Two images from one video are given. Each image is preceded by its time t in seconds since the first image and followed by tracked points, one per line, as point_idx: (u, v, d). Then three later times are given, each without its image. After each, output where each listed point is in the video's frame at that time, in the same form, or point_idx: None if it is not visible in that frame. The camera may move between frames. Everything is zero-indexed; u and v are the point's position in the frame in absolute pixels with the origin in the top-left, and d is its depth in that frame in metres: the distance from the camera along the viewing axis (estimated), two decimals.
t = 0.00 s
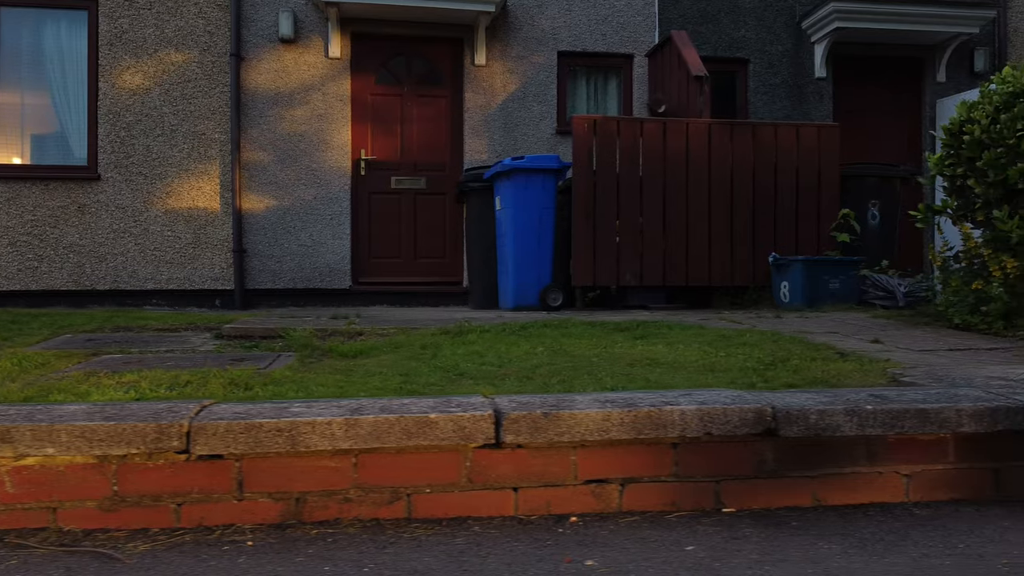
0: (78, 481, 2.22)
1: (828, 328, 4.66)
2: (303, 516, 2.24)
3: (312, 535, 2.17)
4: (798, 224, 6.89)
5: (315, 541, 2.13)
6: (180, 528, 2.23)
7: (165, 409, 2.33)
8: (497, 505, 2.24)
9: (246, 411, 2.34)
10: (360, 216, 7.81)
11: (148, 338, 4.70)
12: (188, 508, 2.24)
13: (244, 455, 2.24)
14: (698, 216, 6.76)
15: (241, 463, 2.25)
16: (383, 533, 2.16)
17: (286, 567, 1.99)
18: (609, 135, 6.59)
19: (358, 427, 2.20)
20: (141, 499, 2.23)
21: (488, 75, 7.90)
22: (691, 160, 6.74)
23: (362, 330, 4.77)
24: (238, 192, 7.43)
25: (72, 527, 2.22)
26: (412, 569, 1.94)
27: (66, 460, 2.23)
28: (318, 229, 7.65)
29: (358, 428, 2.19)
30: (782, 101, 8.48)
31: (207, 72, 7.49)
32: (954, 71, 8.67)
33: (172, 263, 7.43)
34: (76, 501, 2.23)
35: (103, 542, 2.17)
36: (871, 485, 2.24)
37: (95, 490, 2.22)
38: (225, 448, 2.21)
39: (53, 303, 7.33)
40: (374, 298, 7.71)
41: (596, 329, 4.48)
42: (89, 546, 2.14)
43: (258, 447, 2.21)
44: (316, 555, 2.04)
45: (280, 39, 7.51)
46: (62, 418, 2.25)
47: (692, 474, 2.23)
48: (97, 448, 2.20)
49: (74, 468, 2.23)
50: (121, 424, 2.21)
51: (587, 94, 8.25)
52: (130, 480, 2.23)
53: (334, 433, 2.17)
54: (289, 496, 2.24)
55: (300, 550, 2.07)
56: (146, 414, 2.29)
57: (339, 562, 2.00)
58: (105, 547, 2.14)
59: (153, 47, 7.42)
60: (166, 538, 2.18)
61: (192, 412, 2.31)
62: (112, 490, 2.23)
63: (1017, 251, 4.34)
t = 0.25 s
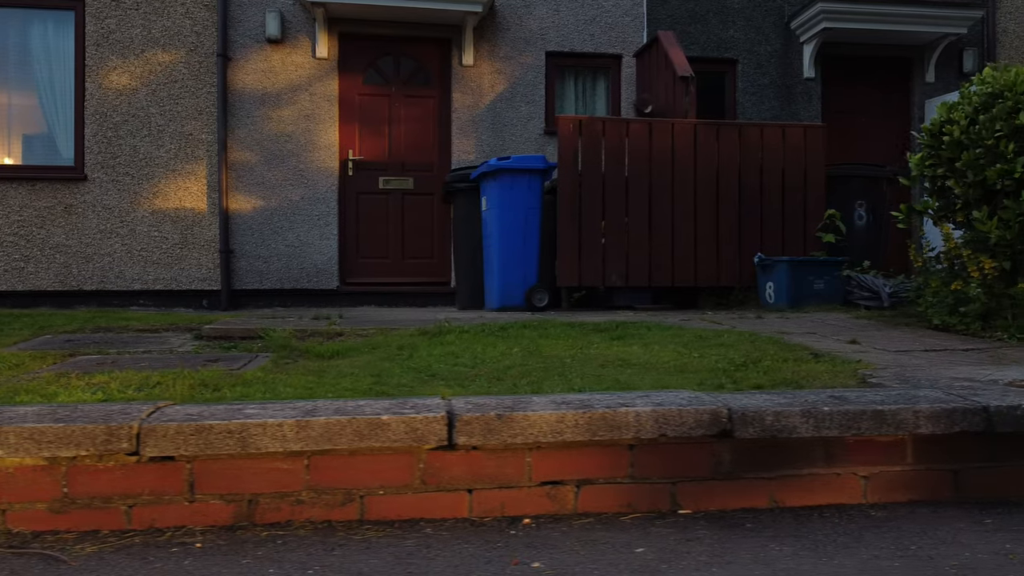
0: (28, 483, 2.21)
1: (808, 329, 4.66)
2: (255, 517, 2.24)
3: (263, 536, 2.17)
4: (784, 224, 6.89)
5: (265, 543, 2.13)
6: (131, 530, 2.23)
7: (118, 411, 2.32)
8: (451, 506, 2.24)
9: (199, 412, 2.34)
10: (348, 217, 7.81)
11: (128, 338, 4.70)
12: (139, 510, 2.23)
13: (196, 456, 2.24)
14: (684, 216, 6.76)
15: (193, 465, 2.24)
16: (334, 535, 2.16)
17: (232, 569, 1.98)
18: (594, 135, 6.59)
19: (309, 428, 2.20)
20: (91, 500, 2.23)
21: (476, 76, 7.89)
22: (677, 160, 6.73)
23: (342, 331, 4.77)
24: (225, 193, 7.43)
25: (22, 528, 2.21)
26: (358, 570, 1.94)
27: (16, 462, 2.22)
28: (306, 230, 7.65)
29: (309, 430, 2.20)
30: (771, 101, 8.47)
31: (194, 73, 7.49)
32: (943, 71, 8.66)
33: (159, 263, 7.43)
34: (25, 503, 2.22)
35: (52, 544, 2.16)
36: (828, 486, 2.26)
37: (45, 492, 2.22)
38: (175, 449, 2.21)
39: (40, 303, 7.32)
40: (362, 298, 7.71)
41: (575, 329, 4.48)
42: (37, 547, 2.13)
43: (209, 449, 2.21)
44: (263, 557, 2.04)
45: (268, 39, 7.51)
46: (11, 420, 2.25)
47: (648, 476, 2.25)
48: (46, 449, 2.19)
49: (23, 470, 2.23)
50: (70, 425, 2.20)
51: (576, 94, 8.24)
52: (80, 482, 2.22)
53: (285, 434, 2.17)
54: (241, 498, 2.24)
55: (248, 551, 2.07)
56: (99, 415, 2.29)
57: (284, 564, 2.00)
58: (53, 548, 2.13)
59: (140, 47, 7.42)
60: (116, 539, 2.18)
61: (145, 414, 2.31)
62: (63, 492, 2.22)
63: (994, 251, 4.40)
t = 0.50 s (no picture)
0: None
1: (787, 329, 4.66)
2: (207, 518, 2.24)
3: (212, 537, 2.17)
4: (769, 223, 6.89)
5: (213, 543, 2.13)
6: (82, 530, 2.23)
7: (70, 411, 2.32)
8: (405, 506, 2.24)
9: (151, 412, 2.34)
10: (335, 217, 7.81)
11: (107, 339, 4.70)
12: (90, 510, 2.23)
13: (146, 457, 2.23)
14: (669, 216, 6.76)
15: (144, 465, 2.24)
16: (284, 535, 2.16)
17: (176, 569, 1.98)
18: (579, 135, 6.59)
19: (260, 428, 2.20)
20: (40, 501, 2.22)
21: (464, 76, 7.89)
22: (662, 160, 6.73)
23: (322, 331, 4.77)
24: (212, 193, 7.43)
25: None
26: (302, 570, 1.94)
27: None
28: (293, 230, 7.65)
29: (260, 430, 2.20)
30: (759, 101, 8.47)
31: (181, 73, 7.48)
32: (932, 71, 8.66)
33: (146, 263, 7.43)
34: None
35: None
36: (785, 487, 2.26)
37: None
38: (125, 449, 2.21)
39: (26, 303, 7.32)
40: (349, 299, 7.71)
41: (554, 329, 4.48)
42: None
43: (160, 449, 2.21)
44: (210, 557, 2.04)
45: (255, 39, 7.51)
46: None
47: (603, 476, 2.25)
48: None
49: None
50: (19, 425, 2.20)
51: (564, 94, 8.24)
52: (29, 482, 2.22)
53: (235, 435, 2.17)
54: (193, 498, 2.24)
55: (195, 552, 2.07)
56: (50, 415, 2.28)
57: (229, 564, 2.00)
58: None
59: (127, 47, 7.42)
60: (64, 540, 2.17)
61: (96, 414, 2.31)
62: (11, 492, 2.21)
63: (972, 251, 4.41)
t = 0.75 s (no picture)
0: None
1: (766, 329, 4.66)
2: (158, 518, 2.24)
3: (162, 537, 2.18)
4: (755, 223, 6.89)
5: (161, 544, 2.13)
6: (32, 530, 2.22)
7: (23, 412, 2.31)
8: (358, 507, 2.25)
9: (103, 412, 2.34)
10: (322, 217, 7.80)
11: (86, 339, 4.69)
12: (41, 511, 2.23)
13: (98, 456, 2.23)
14: (655, 216, 6.76)
15: (95, 465, 2.24)
16: (234, 535, 2.17)
17: (119, 569, 1.99)
18: (564, 135, 6.58)
19: (212, 428, 2.20)
20: None
21: (451, 76, 7.89)
22: (648, 160, 6.73)
23: (301, 331, 4.76)
24: (198, 193, 7.43)
25: None
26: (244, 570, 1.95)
27: None
28: (280, 230, 7.65)
29: (211, 431, 2.20)
30: (747, 101, 8.46)
31: (168, 73, 7.48)
32: (920, 71, 8.66)
33: (133, 263, 7.43)
34: None
35: None
36: (742, 487, 2.27)
37: None
38: (75, 449, 2.21)
39: (13, 303, 7.32)
40: (336, 299, 7.71)
41: (532, 329, 4.48)
42: None
43: (110, 449, 2.20)
44: (156, 557, 2.05)
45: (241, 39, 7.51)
46: None
47: (558, 476, 2.25)
48: None
49: None
50: None
51: (552, 94, 8.24)
52: None
53: (185, 436, 2.17)
54: (144, 498, 2.24)
55: (142, 552, 2.08)
56: (3, 416, 2.28)
57: (173, 565, 2.00)
58: None
59: (114, 47, 7.41)
60: (14, 540, 2.17)
61: (48, 415, 2.30)
62: None
63: (950, 252, 4.42)
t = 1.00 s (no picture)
0: None
1: (744, 330, 4.68)
2: (107, 519, 2.25)
3: (111, 538, 2.19)
4: (740, 223, 6.90)
5: (108, 544, 2.14)
6: None
7: None
8: (309, 507, 2.28)
9: (55, 413, 2.35)
10: (309, 217, 7.81)
11: (64, 339, 4.69)
12: None
13: (47, 457, 2.24)
14: (639, 216, 6.77)
15: (45, 466, 2.25)
16: (182, 535, 2.19)
17: (63, 569, 2.00)
18: (549, 135, 6.59)
19: (160, 429, 2.22)
20: None
21: (439, 76, 7.89)
22: (633, 161, 6.74)
23: (279, 332, 4.76)
24: (184, 193, 7.43)
25: None
26: (185, 570, 1.98)
27: None
28: (267, 230, 7.65)
29: (160, 431, 2.22)
30: (735, 102, 8.46)
31: (154, 73, 7.48)
32: (908, 71, 8.66)
33: (119, 263, 7.44)
34: None
35: None
36: (695, 487, 2.33)
37: None
38: (23, 450, 2.21)
39: None
40: (323, 299, 7.72)
41: (509, 329, 4.49)
42: None
43: (58, 450, 2.21)
44: (100, 558, 2.06)
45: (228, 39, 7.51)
46: None
47: (511, 477, 2.30)
48: None
49: None
50: None
51: (540, 95, 8.25)
52: None
53: (133, 437, 2.18)
54: (93, 499, 2.25)
55: (88, 552, 2.09)
56: None
57: (116, 565, 2.01)
58: None
59: (100, 48, 7.41)
60: None
61: None
62: None
63: (926, 252, 4.42)
